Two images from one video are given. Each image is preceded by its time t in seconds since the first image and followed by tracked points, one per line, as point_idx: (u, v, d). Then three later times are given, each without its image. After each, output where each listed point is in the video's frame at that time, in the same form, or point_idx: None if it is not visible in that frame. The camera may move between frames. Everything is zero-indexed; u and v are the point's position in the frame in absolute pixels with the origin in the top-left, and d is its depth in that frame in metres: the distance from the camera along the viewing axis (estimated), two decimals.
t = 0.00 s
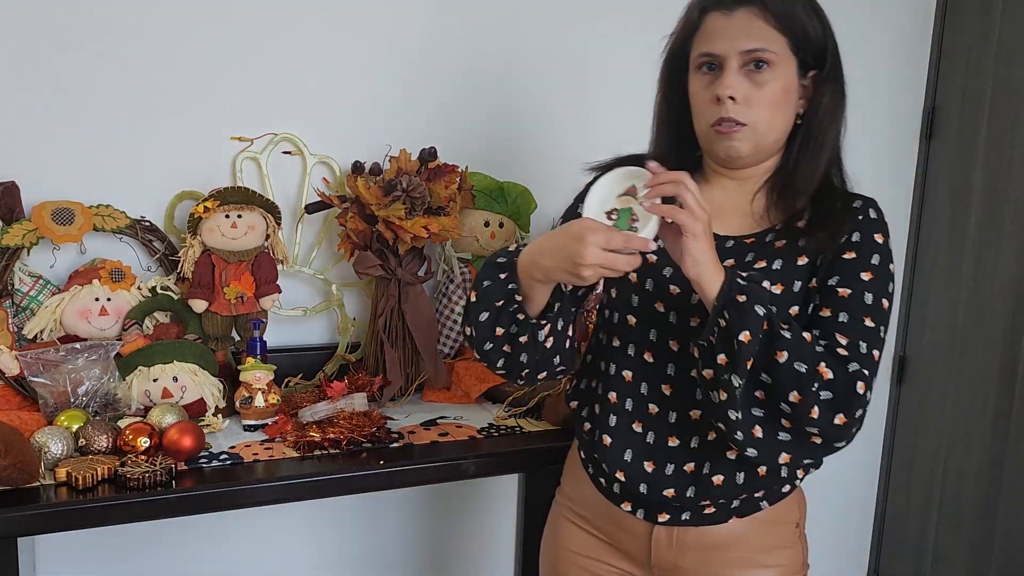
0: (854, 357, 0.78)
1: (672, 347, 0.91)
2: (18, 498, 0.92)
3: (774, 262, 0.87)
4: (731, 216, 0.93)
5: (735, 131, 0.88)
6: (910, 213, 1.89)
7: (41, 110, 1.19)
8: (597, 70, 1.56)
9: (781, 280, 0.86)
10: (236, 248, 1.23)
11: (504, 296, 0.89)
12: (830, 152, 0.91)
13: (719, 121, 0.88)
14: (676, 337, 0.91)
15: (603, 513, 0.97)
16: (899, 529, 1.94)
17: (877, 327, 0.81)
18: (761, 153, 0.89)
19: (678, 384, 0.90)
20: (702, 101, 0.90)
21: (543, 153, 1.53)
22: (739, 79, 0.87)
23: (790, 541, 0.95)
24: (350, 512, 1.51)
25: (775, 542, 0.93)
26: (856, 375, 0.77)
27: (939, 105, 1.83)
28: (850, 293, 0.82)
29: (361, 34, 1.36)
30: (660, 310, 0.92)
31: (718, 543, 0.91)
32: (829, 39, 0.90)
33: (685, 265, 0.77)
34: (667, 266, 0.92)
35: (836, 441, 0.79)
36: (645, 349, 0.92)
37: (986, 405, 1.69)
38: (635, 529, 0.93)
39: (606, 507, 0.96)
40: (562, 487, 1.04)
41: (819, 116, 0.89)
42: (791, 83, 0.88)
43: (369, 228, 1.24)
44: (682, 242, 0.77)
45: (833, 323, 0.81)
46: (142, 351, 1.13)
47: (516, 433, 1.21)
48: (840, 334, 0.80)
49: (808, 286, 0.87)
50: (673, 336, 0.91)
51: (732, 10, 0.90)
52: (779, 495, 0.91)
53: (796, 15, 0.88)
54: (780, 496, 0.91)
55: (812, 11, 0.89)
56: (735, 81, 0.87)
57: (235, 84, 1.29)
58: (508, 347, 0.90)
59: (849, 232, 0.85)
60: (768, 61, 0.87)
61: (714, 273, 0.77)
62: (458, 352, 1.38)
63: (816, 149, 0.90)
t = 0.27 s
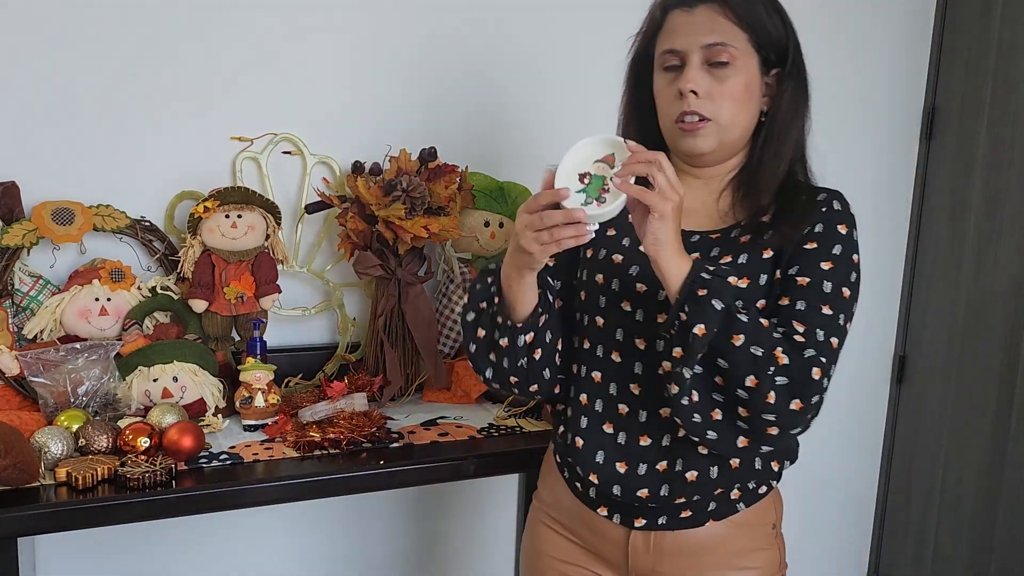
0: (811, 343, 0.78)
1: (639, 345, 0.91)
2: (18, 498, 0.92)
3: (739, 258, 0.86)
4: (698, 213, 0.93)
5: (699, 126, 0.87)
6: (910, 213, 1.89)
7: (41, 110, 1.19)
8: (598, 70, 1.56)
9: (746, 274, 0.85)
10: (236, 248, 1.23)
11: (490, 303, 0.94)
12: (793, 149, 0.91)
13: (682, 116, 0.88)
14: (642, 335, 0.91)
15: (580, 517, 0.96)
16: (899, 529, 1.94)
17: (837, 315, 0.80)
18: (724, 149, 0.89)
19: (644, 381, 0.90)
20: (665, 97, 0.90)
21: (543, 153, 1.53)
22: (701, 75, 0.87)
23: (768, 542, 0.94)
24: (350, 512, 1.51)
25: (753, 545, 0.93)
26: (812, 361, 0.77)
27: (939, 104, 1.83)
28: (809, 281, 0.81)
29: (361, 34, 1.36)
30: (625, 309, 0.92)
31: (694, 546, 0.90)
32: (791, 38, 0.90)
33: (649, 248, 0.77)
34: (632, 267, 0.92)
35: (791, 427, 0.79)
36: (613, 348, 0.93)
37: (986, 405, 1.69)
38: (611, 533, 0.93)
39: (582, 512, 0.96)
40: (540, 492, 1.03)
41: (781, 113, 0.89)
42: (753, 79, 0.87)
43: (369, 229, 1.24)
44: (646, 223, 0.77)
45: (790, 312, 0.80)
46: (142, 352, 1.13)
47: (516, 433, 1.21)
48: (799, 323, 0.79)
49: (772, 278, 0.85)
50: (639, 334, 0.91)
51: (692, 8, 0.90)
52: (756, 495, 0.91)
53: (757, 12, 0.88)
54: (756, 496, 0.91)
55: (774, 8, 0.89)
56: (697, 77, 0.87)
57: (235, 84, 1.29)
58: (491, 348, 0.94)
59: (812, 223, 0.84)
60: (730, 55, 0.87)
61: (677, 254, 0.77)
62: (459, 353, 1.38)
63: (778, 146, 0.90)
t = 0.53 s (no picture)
0: (777, 348, 0.79)
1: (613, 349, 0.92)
2: (18, 498, 0.92)
3: (710, 259, 0.85)
4: (672, 217, 0.93)
5: (671, 129, 0.87)
6: (910, 213, 1.89)
7: (42, 110, 1.19)
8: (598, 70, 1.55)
9: (716, 276, 0.84)
10: (236, 248, 1.23)
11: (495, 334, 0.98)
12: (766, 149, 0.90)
13: (654, 119, 0.87)
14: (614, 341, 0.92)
15: (560, 517, 0.96)
16: (900, 529, 1.94)
17: (808, 314, 0.80)
18: (698, 152, 0.88)
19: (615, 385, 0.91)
20: (639, 102, 0.90)
21: (543, 153, 1.53)
22: (671, 77, 0.86)
23: (747, 548, 0.93)
24: (350, 512, 1.51)
25: (730, 550, 0.91)
26: (776, 365, 0.78)
27: (939, 104, 1.83)
28: (779, 282, 0.80)
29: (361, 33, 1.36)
30: (601, 317, 0.94)
31: (667, 550, 0.89)
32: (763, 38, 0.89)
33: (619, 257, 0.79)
34: (605, 274, 0.94)
35: (760, 429, 0.80)
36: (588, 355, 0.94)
37: (986, 405, 1.69)
38: (588, 533, 0.93)
39: (562, 511, 0.96)
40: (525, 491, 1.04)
41: (752, 114, 0.88)
42: (725, 80, 0.87)
43: (369, 228, 1.24)
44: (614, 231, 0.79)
45: (759, 314, 0.80)
46: (142, 352, 1.13)
47: (516, 433, 1.21)
48: (767, 326, 0.80)
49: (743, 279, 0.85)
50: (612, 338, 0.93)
51: (663, 10, 0.90)
52: (732, 501, 0.90)
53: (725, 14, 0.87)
54: (733, 500, 0.90)
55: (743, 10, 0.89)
56: (668, 79, 0.86)
57: (235, 84, 1.29)
58: (495, 373, 0.98)
59: (781, 221, 0.83)
60: (700, 58, 0.86)
61: (644, 260, 0.79)
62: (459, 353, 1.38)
63: (750, 147, 0.89)
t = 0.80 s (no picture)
0: (772, 358, 0.80)
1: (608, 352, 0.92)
2: (18, 498, 0.92)
3: (701, 261, 0.86)
4: (658, 218, 0.93)
5: (643, 134, 0.86)
6: (910, 213, 1.89)
7: (42, 110, 1.19)
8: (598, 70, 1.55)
9: (708, 279, 0.85)
10: (236, 248, 1.23)
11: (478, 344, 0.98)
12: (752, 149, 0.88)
13: (628, 123, 0.87)
14: (608, 343, 0.92)
15: (555, 517, 0.96)
16: (899, 530, 1.94)
17: (804, 318, 0.81)
18: (674, 154, 0.88)
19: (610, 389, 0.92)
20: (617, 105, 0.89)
21: (543, 152, 1.53)
22: (643, 82, 0.85)
23: (741, 544, 0.93)
24: (350, 512, 1.51)
25: (724, 546, 0.91)
26: (773, 376, 0.79)
27: (939, 103, 1.83)
28: (775, 285, 0.81)
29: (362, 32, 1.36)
30: (593, 319, 0.93)
31: (663, 548, 0.90)
32: (750, 35, 0.86)
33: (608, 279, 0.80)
34: (596, 275, 0.94)
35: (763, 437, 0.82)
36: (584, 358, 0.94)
37: (986, 405, 1.69)
38: (583, 532, 0.93)
39: (557, 511, 0.96)
40: (519, 491, 1.04)
41: (735, 116, 0.86)
42: (704, 84, 0.85)
43: (369, 228, 1.24)
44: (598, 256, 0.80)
45: (756, 319, 0.81)
46: (142, 352, 1.14)
47: (516, 433, 1.21)
48: (763, 330, 0.81)
49: (736, 280, 0.86)
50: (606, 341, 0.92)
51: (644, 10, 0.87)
52: (727, 497, 0.90)
53: (705, 15, 0.84)
54: (728, 496, 0.90)
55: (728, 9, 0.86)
56: (643, 84, 0.85)
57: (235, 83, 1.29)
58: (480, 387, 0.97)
59: (772, 221, 0.84)
60: (678, 63, 0.84)
61: (634, 280, 0.79)
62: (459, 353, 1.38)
63: (734, 149, 0.87)
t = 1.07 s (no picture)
0: (768, 371, 0.80)
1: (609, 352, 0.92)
2: (18, 498, 0.92)
3: (701, 268, 0.87)
4: (658, 218, 0.93)
5: (634, 137, 0.88)
6: (910, 213, 1.89)
7: (42, 109, 1.19)
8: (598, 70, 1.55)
9: (708, 285, 0.85)
10: (236, 248, 1.23)
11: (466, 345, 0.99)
12: (750, 150, 0.87)
13: (621, 126, 0.88)
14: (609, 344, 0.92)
15: (559, 514, 0.96)
16: (900, 529, 1.94)
17: (804, 325, 0.81)
18: (667, 158, 0.89)
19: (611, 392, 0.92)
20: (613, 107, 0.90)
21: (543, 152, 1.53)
22: (635, 86, 0.86)
23: (742, 539, 0.92)
24: (350, 512, 1.51)
25: (725, 541, 0.91)
26: (770, 389, 0.79)
27: (939, 103, 1.83)
28: (775, 293, 0.81)
29: (361, 32, 1.36)
30: (594, 320, 0.93)
31: (665, 543, 0.89)
32: (750, 34, 0.84)
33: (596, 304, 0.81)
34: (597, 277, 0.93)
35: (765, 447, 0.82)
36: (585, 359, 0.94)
37: (986, 405, 1.69)
38: (587, 529, 0.93)
39: (560, 508, 0.96)
40: (523, 488, 1.03)
41: (731, 119, 0.85)
42: (696, 89, 0.85)
43: (369, 228, 1.24)
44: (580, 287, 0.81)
45: (756, 327, 0.81)
46: (142, 352, 1.13)
47: (516, 433, 1.21)
48: (763, 338, 0.81)
49: (738, 286, 0.86)
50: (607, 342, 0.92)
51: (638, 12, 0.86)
52: (728, 493, 0.90)
53: (699, 18, 0.83)
54: (730, 492, 0.90)
55: (724, 10, 0.84)
56: (634, 89, 0.86)
57: (235, 83, 1.29)
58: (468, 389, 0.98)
59: (774, 228, 0.84)
60: (669, 69, 0.84)
61: (623, 299, 0.81)
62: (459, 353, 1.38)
63: (729, 152, 0.87)
